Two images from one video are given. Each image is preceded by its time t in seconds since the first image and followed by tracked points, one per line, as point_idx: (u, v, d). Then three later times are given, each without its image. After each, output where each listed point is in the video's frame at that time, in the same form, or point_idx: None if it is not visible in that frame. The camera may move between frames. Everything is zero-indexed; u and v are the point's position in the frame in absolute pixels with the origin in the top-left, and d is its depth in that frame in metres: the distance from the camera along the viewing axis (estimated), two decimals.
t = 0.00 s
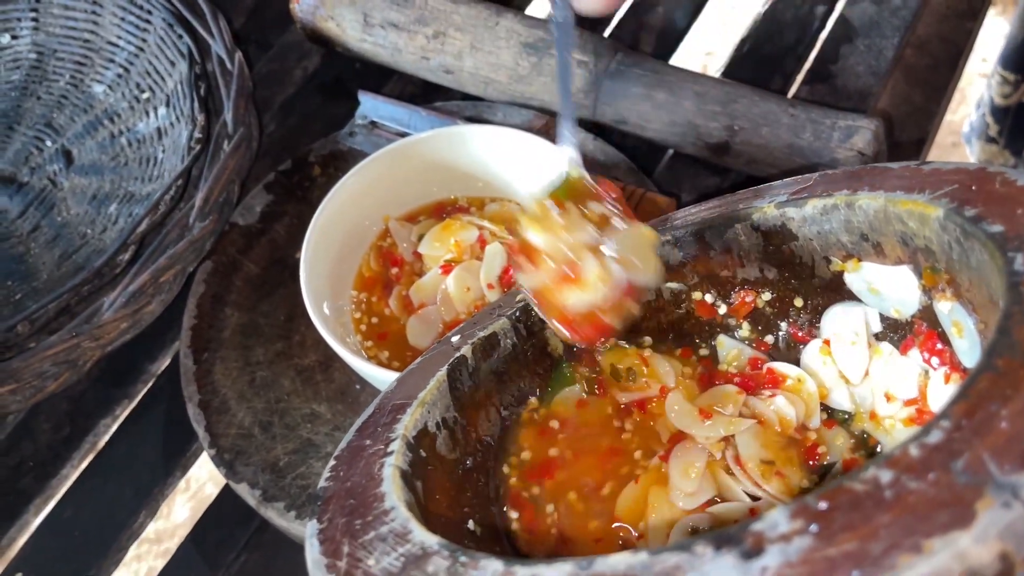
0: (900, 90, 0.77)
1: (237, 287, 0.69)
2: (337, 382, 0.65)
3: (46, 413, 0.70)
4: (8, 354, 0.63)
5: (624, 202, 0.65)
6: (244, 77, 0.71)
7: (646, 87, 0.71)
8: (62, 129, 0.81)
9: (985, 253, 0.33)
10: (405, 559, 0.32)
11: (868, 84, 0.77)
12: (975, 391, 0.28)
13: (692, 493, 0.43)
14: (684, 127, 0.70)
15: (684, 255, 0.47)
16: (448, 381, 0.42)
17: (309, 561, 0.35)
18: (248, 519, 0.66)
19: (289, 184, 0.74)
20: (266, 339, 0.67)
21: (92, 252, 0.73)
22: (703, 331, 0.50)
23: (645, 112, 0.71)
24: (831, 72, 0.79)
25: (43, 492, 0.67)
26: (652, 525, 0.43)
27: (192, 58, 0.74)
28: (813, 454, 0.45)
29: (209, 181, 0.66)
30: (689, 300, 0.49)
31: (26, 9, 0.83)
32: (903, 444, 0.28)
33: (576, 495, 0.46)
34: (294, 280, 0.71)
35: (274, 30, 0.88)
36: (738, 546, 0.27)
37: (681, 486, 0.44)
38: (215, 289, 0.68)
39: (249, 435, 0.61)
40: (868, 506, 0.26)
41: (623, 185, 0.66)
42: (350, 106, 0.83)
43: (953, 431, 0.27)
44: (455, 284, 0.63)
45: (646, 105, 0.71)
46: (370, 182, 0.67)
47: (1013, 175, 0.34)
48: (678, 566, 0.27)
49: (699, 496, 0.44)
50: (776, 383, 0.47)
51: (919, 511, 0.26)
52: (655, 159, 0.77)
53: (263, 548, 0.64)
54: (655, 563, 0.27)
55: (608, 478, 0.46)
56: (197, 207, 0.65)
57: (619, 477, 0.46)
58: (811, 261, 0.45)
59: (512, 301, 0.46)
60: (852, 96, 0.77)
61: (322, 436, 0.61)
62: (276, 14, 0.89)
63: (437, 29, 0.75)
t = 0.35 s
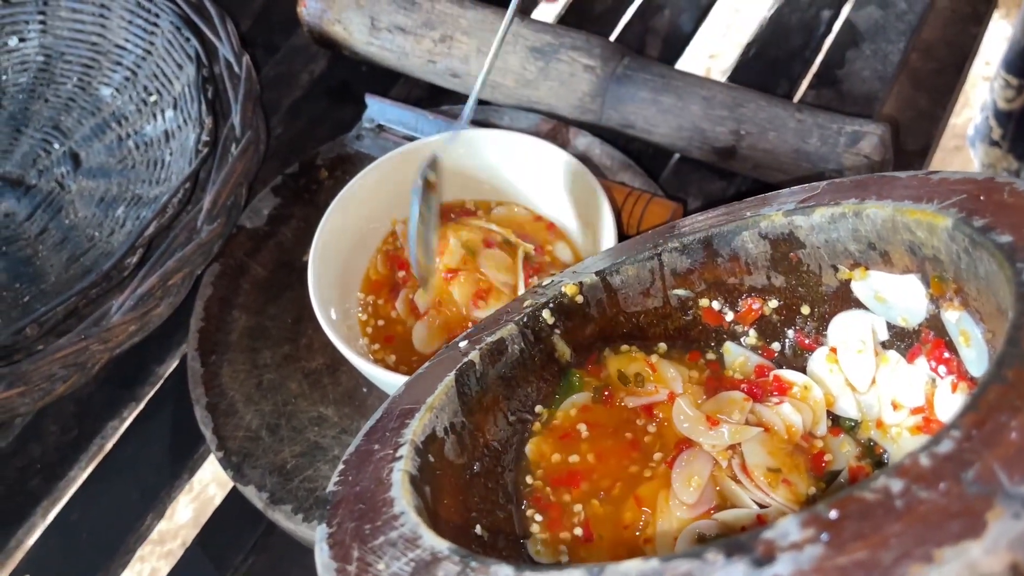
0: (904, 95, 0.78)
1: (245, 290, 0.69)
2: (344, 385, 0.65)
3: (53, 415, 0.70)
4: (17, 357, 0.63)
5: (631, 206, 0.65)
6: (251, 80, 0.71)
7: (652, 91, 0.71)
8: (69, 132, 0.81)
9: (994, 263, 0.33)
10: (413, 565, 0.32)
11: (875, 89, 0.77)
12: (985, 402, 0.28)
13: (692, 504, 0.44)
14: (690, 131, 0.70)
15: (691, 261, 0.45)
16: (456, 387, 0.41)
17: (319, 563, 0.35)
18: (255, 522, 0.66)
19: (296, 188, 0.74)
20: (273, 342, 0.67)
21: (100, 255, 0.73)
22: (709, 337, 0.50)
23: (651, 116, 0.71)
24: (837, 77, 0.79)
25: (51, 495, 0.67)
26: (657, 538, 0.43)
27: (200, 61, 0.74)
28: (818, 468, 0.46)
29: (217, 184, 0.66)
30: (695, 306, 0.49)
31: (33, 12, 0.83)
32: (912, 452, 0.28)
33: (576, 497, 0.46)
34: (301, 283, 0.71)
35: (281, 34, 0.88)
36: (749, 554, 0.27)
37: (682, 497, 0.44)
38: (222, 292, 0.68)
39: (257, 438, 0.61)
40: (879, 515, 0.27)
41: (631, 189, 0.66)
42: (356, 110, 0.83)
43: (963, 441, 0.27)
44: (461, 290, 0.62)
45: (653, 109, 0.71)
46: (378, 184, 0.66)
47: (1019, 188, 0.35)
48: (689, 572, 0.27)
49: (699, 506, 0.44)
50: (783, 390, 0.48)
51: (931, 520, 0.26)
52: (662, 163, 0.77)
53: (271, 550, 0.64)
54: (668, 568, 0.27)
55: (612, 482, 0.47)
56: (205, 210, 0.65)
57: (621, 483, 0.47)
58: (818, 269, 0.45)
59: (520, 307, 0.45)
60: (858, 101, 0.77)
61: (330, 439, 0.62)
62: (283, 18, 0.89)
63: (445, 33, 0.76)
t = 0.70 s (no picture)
0: (908, 96, 0.79)
1: (248, 290, 0.69)
2: (347, 386, 0.65)
3: (56, 415, 0.70)
4: (20, 357, 0.63)
5: (634, 207, 0.65)
6: (254, 81, 0.71)
7: (655, 93, 0.71)
8: (73, 132, 0.82)
9: (991, 265, 0.33)
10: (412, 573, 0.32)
11: (877, 91, 0.77)
12: (980, 408, 0.27)
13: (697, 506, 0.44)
14: (693, 134, 0.71)
15: (690, 264, 0.45)
16: (456, 392, 0.42)
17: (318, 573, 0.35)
18: (258, 522, 0.66)
19: (299, 189, 0.74)
20: (277, 343, 0.67)
21: (103, 255, 0.73)
22: (709, 340, 0.49)
23: (654, 118, 0.71)
24: (840, 79, 0.79)
25: (54, 495, 0.67)
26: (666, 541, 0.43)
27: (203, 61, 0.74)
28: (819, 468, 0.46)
29: (220, 185, 0.66)
30: (695, 309, 0.48)
31: (37, 12, 0.83)
32: (906, 462, 0.27)
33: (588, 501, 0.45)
34: (304, 284, 0.71)
35: (284, 34, 0.89)
36: (743, 563, 0.27)
37: (687, 497, 0.45)
38: (225, 293, 0.68)
39: (259, 438, 0.61)
40: (872, 524, 0.26)
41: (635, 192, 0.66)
42: (360, 111, 0.83)
43: (958, 448, 0.26)
44: (465, 292, 0.63)
45: (656, 111, 0.71)
46: (381, 186, 0.66)
47: (1018, 187, 0.34)
48: None
49: (704, 508, 0.45)
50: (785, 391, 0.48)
51: (924, 529, 0.25)
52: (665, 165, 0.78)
53: (274, 550, 0.64)
54: None
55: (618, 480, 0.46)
56: (208, 211, 0.65)
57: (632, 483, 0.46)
58: (818, 270, 0.45)
59: (519, 311, 0.45)
60: (862, 103, 0.77)
61: (332, 439, 0.62)
62: (286, 19, 0.89)
63: (448, 33, 0.76)
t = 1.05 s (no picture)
0: (907, 98, 0.79)
1: (246, 290, 0.69)
2: (343, 387, 0.65)
3: (55, 415, 0.70)
4: (17, 357, 0.63)
5: (631, 207, 0.65)
6: (253, 81, 0.71)
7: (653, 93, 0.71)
8: (71, 133, 0.82)
9: (987, 265, 0.33)
10: (406, 565, 0.32)
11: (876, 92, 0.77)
12: (976, 402, 0.28)
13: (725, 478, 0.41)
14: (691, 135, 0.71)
15: (687, 267, 0.46)
16: (452, 390, 0.41)
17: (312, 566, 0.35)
18: (255, 523, 0.66)
19: (297, 189, 0.74)
20: (274, 343, 0.67)
21: (101, 256, 0.73)
22: (707, 342, 0.49)
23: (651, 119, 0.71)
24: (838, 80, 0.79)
25: (50, 496, 0.68)
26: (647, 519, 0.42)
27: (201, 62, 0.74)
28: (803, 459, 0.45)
29: (218, 185, 0.66)
30: (691, 311, 0.48)
31: (37, 13, 0.84)
32: (903, 450, 0.27)
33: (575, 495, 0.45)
34: (301, 284, 0.71)
35: (283, 35, 0.89)
36: (739, 552, 0.26)
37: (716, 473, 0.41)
38: (223, 292, 0.68)
39: (256, 438, 0.61)
40: (869, 513, 0.26)
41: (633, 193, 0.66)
42: (359, 111, 0.83)
43: (954, 440, 0.27)
44: (461, 292, 0.63)
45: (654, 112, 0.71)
46: (381, 184, 0.66)
47: (1014, 191, 0.35)
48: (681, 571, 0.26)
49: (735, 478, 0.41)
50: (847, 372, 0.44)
51: (920, 518, 0.26)
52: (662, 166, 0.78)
53: (270, 551, 0.64)
54: (659, 568, 0.27)
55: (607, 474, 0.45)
56: (206, 211, 0.65)
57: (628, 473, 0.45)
58: (814, 274, 0.45)
59: (516, 311, 0.45)
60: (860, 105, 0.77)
61: (328, 440, 0.62)
62: (285, 20, 0.89)
63: (446, 34, 0.76)
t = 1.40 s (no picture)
0: (906, 101, 0.79)
1: (247, 293, 0.69)
2: (344, 390, 0.66)
3: (57, 417, 0.71)
4: (20, 360, 0.64)
5: (630, 214, 0.66)
6: (254, 85, 0.72)
7: (653, 97, 0.71)
8: (74, 136, 0.82)
9: (980, 276, 0.34)
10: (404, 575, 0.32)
11: (875, 96, 0.77)
12: (965, 415, 0.28)
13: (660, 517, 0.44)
14: (691, 138, 0.71)
15: (686, 272, 0.46)
16: (451, 397, 0.42)
17: None
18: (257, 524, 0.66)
19: (299, 192, 0.75)
20: (275, 346, 0.67)
21: (103, 259, 0.74)
22: (705, 344, 0.50)
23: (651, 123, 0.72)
24: (838, 84, 0.79)
25: (53, 497, 0.68)
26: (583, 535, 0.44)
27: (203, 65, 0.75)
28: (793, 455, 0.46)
29: (220, 188, 0.66)
30: (689, 316, 0.49)
31: (39, 16, 0.84)
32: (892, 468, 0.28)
33: (558, 497, 0.47)
34: (303, 287, 0.71)
35: (284, 38, 0.89)
36: (729, 567, 0.27)
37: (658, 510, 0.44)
38: (224, 296, 0.69)
39: (257, 441, 0.61)
40: (856, 529, 0.27)
41: (630, 197, 0.66)
42: (360, 114, 0.83)
43: (941, 457, 0.27)
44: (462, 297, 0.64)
45: (653, 115, 0.72)
46: (380, 187, 0.66)
47: (1008, 200, 0.34)
48: None
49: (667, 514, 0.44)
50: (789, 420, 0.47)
51: (907, 536, 0.26)
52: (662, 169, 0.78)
53: (271, 552, 0.65)
54: None
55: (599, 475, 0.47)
56: (207, 214, 0.66)
57: (625, 472, 0.47)
58: (811, 280, 0.45)
59: (515, 317, 0.45)
60: (859, 109, 0.77)
61: (329, 442, 0.62)
62: (286, 23, 0.90)
63: (447, 39, 0.76)
